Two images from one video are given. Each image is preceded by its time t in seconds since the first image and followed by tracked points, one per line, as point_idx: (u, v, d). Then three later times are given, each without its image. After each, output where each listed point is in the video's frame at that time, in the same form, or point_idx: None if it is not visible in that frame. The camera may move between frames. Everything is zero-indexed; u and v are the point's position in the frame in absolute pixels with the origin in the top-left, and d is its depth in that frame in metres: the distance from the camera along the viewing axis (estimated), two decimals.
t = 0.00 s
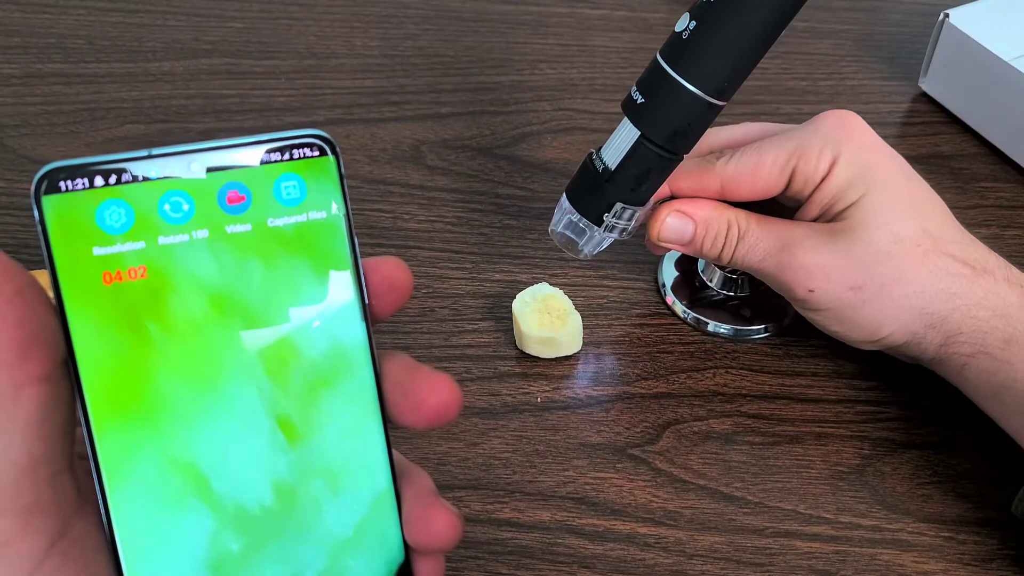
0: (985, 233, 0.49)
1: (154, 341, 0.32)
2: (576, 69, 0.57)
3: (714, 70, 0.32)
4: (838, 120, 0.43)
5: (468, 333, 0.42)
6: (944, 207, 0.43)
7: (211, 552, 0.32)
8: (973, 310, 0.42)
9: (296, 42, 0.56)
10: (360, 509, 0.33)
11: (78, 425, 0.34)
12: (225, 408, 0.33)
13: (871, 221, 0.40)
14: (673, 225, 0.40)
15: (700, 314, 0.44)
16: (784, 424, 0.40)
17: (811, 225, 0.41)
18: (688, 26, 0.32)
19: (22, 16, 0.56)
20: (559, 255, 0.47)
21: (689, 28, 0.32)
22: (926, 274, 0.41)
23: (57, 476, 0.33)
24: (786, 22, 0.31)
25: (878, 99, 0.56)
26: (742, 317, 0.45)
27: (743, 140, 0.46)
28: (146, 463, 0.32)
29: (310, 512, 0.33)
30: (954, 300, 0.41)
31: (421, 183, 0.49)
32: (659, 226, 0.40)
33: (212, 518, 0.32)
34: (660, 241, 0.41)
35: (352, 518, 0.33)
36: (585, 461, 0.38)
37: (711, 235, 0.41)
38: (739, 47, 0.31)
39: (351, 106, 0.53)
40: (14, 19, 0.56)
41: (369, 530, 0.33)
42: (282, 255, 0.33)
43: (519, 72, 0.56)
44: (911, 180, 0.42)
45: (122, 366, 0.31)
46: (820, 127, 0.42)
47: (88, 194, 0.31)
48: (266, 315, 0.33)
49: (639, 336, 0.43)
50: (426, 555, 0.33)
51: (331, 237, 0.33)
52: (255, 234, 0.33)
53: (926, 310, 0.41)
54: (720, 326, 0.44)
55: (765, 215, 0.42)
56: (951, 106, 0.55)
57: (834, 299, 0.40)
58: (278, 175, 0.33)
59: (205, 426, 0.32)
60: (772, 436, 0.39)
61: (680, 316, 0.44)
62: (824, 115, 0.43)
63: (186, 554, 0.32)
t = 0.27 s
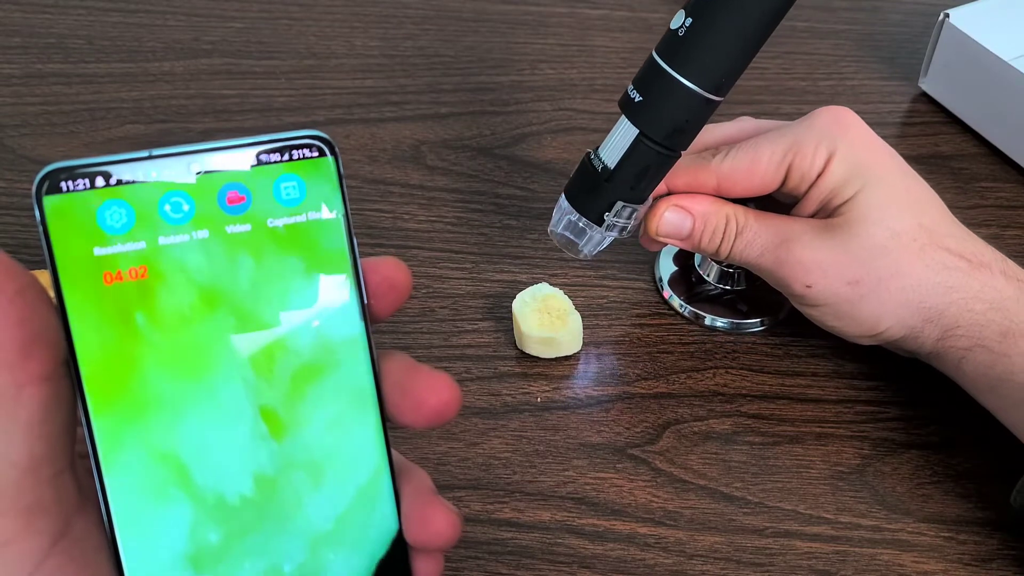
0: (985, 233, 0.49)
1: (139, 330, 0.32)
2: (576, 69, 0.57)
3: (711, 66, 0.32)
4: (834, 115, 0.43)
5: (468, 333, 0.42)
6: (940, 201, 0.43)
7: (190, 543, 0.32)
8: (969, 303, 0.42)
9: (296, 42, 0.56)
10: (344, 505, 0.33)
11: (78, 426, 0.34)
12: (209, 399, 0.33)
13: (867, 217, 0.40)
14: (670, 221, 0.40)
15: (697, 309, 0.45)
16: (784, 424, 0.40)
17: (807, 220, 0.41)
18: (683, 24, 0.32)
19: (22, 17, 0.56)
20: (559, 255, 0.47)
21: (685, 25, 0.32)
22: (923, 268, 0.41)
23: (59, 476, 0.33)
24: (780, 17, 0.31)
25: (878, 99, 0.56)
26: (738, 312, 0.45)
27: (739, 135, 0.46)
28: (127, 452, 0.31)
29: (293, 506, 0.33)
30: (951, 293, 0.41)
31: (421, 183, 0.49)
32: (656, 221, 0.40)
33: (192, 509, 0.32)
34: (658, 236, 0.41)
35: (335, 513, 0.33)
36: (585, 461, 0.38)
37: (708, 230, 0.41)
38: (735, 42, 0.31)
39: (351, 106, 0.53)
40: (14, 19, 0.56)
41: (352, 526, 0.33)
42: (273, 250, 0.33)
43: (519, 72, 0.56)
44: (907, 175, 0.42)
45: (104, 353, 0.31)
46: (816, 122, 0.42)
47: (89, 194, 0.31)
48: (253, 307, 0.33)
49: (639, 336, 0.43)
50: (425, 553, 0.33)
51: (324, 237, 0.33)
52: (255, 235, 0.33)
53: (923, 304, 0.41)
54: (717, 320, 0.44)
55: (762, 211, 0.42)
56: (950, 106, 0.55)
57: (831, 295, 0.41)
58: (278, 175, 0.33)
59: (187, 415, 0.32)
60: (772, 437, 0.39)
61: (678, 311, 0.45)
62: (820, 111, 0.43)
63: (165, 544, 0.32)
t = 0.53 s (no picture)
0: (985, 233, 0.49)
1: (147, 338, 0.32)
2: (576, 69, 0.57)
3: (709, 64, 0.32)
4: (832, 113, 0.43)
5: (468, 333, 0.42)
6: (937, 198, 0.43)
7: (191, 554, 0.32)
8: (967, 299, 0.42)
9: (296, 42, 0.56)
10: (347, 521, 0.33)
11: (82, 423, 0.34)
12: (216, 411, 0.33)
13: (864, 215, 0.40)
14: (669, 218, 0.40)
15: (695, 305, 0.45)
16: (784, 424, 0.40)
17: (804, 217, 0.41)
18: (682, 22, 0.32)
19: (22, 16, 0.56)
20: (559, 255, 0.47)
21: (683, 23, 0.32)
22: (921, 265, 0.41)
23: (61, 476, 0.33)
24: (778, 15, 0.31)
25: (878, 99, 0.56)
26: (736, 309, 0.45)
27: (737, 133, 0.46)
28: (132, 461, 0.31)
29: (296, 520, 0.33)
30: (948, 290, 0.42)
31: (421, 183, 0.49)
32: (655, 219, 0.40)
33: (194, 520, 0.32)
34: (656, 234, 0.41)
35: (337, 529, 0.33)
36: (585, 461, 0.38)
37: (706, 227, 0.41)
38: (733, 40, 0.31)
39: (351, 106, 0.52)
40: (14, 19, 0.56)
41: (354, 541, 0.33)
42: (285, 266, 0.33)
43: (519, 72, 0.56)
44: (904, 172, 0.42)
45: (111, 359, 0.31)
46: (814, 120, 0.42)
47: (93, 194, 0.30)
48: (264, 323, 0.33)
49: (639, 336, 0.43)
50: (426, 553, 0.33)
51: (337, 256, 0.34)
52: (259, 236, 0.33)
53: (921, 301, 0.41)
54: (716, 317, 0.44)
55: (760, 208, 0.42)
56: (950, 106, 0.55)
57: (829, 292, 0.41)
58: (281, 176, 0.33)
59: (193, 427, 0.32)
60: (772, 437, 0.39)
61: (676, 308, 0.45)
62: (818, 108, 0.43)
63: (165, 553, 0.31)
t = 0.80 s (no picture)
0: (985, 233, 0.49)
1: (135, 323, 0.31)
2: (576, 69, 0.57)
3: (708, 62, 0.32)
4: (829, 112, 0.43)
5: (469, 333, 0.42)
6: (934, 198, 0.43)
7: (178, 541, 0.32)
8: (963, 299, 0.42)
9: (296, 42, 0.56)
10: (338, 512, 0.33)
11: (81, 422, 0.34)
12: (204, 397, 0.32)
13: (861, 214, 0.40)
14: (667, 215, 0.40)
15: (693, 303, 0.45)
16: (784, 424, 0.40)
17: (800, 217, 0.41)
18: (679, 19, 0.32)
19: (22, 17, 0.56)
20: (559, 255, 0.47)
21: (680, 21, 0.32)
22: (917, 265, 0.41)
23: (60, 476, 0.33)
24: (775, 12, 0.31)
25: (878, 99, 0.56)
26: (734, 306, 0.45)
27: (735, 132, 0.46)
28: (120, 446, 0.31)
29: (286, 509, 0.33)
30: (945, 290, 0.42)
31: (421, 183, 0.49)
32: (652, 216, 0.41)
33: (182, 507, 0.32)
34: (654, 232, 0.41)
35: (327, 520, 0.33)
36: (585, 461, 0.38)
37: (703, 225, 0.41)
38: (731, 38, 0.31)
39: (351, 106, 0.53)
40: (14, 19, 0.56)
41: (344, 533, 0.33)
42: (283, 261, 0.33)
43: (519, 72, 0.56)
44: (901, 172, 0.42)
45: (99, 345, 0.31)
46: (811, 119, 0.42)
47: (93, 194, 0.31)
48: (254, 311, 0.33)
49: (639, 336, 0.43)
50: (425, 552, 0.33)
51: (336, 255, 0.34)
52: (258, 236, 0.33)
53: (917, 301, 0.41)
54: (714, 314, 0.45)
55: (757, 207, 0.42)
56: (950, 107, 0.55)
57: (827, 292, 0.41)
58: (280, 177, 0.33)
59: (181, 412, 0.32)
60: (772, 437, 0.39)
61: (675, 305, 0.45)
62: (816, 108, 0.43)
63: (153, 540, 0.31)
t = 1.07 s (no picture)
0: (985, 233, 0.49)
1: (134, 315, 0.31)
2: (576, 69, 0.57)
3: (705, 60, 0.32)
4: (827, 112, 0.43)
5: (469, 333, 0.42)
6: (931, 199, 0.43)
7: (170, 529, 0.31)
8: (959, 301, 0.42)
9: (296, 42, 0.56)
10: (331, 504, 0.33)
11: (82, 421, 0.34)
12: (197, 385, 0.32)
13: (859, 215, 0.40)
14: (665, 214, 0.40)
15: (692, 301, 0.45)
16: (784, 424, 0.40)
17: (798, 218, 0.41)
18: (677, 18, 0.32)
19: (21, 16, 0.56)
20: (559, 255, 0.47)
21: (678, 20, 0.32)
22: (914, 266, 0.41)
23: (61, 475, 0.33)
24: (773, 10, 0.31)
25: (878, 99, 0.56)
26: (732, 304, 0.45)
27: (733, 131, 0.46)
28: (113, 434, 0.31)
29: (279, 501, 0.33)
30: (942, 292, 0.42)
31: (421, 183, 0.49)
32: (651, 215, 0.41)
33: (175, 495, 0.32)
34: (652, 230, 0.42)
35: (320, 512, 0.33)
36: (585, 461, 0.38)
37: (702, 224, 0.41)
38: (728, 36, 0.31)
39: (351, 106, 0.53)
40: (14, 19, 0.56)
41: (337, 526, 0.33)
42: (282, 258, 0.33)
43: (519, 72, 0.56)
44: (898, 173, 0.42)
45: (91, 330, 0.31)
46: (809, 119, 0.42)
47: (93, 194, 0.31)
48: (249, 301, 0.33)
49: (639, 336, 0.43)
50: (426, 552, 0.33)
51: (336, 255, 0.34)
52: (258, 236, 0.33)
53: (914, 302, 0.41)
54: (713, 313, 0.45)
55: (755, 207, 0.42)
56: (950, 107, 0.55)
57: (824, 293, 0.41)
58: (280, 177, 0.33)
59: (174, 400, 0.32)
60: (772, 437, 0.39)
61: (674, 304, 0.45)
62: (814, 108, 0.43)
63: (145, 527, 0.31)
